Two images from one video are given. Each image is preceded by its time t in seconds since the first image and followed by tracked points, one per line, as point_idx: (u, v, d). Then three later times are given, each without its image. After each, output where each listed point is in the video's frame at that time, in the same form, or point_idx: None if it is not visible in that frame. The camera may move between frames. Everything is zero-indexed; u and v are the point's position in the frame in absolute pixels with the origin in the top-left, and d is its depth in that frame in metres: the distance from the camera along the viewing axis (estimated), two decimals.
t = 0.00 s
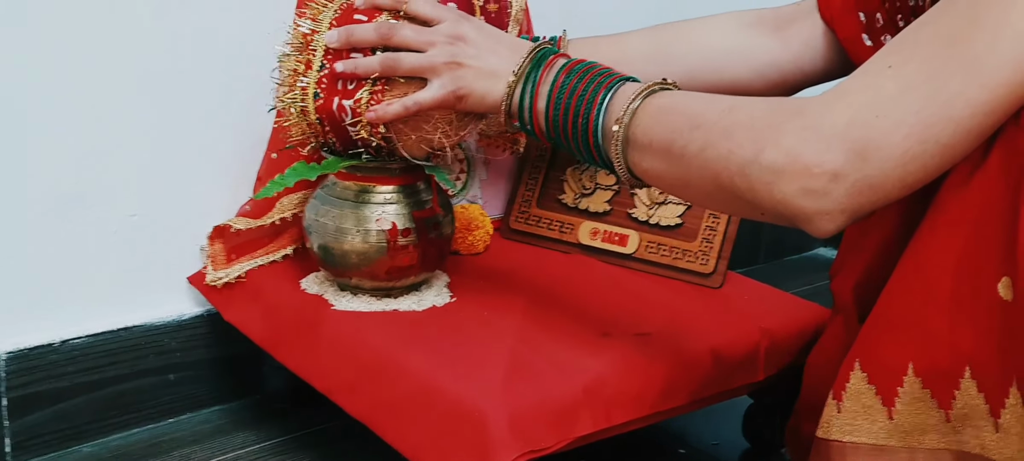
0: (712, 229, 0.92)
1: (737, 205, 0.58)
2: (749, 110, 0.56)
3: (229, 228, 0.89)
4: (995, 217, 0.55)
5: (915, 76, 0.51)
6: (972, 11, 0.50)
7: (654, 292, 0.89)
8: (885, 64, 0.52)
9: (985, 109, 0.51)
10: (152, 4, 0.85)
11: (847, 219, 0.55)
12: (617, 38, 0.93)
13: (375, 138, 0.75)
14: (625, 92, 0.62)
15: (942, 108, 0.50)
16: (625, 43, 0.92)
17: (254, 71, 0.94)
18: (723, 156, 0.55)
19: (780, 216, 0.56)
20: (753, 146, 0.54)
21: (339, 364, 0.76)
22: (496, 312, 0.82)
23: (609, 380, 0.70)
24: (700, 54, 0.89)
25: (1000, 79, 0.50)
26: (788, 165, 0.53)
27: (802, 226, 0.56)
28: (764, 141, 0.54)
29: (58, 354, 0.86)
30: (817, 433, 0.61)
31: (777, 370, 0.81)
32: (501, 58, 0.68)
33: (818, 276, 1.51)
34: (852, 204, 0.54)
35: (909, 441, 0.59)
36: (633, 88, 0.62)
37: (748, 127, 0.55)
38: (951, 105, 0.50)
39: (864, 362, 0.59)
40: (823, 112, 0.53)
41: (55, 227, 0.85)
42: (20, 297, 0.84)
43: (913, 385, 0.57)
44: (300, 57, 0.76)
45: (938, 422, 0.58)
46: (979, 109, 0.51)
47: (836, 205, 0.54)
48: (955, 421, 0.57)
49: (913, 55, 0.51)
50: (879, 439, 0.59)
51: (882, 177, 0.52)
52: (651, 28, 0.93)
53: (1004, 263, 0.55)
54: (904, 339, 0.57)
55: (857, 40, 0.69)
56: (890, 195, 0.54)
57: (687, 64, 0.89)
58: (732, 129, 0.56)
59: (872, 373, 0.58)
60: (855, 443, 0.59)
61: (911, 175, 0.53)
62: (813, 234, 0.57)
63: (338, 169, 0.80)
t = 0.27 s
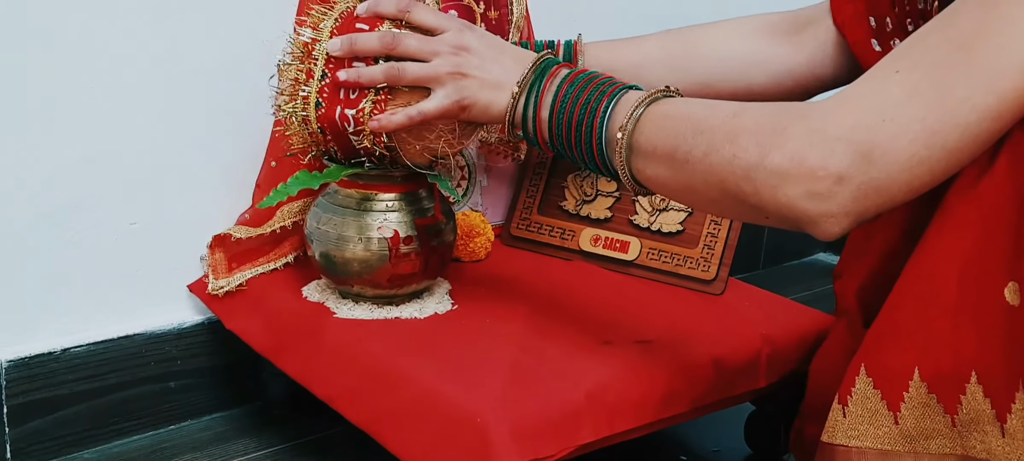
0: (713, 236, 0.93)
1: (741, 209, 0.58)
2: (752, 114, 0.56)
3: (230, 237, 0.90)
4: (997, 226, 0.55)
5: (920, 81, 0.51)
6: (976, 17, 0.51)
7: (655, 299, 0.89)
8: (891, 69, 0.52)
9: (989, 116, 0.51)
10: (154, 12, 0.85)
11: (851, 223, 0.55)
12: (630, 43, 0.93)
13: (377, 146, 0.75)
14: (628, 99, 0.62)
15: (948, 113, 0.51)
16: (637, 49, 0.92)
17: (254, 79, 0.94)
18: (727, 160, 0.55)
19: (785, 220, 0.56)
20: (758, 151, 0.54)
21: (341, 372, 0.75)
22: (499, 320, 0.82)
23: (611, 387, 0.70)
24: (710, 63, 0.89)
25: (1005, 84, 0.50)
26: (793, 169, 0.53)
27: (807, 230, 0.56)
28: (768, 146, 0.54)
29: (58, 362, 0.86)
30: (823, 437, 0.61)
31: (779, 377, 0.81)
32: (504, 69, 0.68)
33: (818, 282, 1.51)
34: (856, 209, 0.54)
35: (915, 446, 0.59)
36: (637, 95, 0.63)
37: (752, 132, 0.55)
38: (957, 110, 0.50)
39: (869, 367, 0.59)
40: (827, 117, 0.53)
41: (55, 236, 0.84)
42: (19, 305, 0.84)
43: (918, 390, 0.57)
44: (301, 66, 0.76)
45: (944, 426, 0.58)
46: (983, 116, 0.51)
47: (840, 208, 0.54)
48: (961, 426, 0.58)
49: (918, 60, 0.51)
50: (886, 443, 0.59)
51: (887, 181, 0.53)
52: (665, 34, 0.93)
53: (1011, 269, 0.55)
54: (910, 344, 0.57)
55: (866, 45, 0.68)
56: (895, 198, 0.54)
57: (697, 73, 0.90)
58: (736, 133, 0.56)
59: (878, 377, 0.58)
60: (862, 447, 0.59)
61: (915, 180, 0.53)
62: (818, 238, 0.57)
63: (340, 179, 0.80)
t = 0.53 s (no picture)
0: (711, 242, 0.92)
1: (741, 211, 0.58)
2: (753, 115, 0.56)
3: (221, 246, 0.89)
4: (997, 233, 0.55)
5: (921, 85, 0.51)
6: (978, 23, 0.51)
7: (653, 305, 0.89)
8: (892, 73, 0.52)
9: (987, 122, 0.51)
10: (151, 17, 0.85)
11: (851, 226, 0.55)
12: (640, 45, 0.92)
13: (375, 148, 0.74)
14: (629, 100, 0.62)
15: (949, 117, 0.50)
16: (648, 49, 0.91)
17: (252, 85, 0.94)
18: (727, 161, 0.55)
19: (784, 223, 0.56)
20: (758, 152, 0.54)
21: (338, 379, 0.75)
22: (497, 327, 0.81)
23: (610, 394, 0.70)
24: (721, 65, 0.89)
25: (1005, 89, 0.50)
26: (792, 170, 0.53)
27: (807, 232, 0.56)
28: (768, 146, 0.54)
29: (54, 369, 0.86)
30: (822, 441, 0.61)
31: (777, 383, 0.81)
32: (504, 71, 0.68)
33: (815, 287, 1.52)
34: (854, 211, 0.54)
35: (913, 452, 0.58)
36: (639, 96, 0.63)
37: (752, 133, 0.55)
38: (957, 114, 0.50)
39: (868, 371, 0.59)
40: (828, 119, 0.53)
41: (51, 242, 0.84)
42: (14, 312, 0.83)
43: (917, 395, 0.57)
44: (300, 69, 0.75)
45: (943, 432, 0.58)
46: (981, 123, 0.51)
47: (838, 210, 0.54)
48: (959, 431, 0.58)
49: (920, 64, 0.51)
50: (884, 449, 0.59)
51: (887, 184, 0.52)
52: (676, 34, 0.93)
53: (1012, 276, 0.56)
54: (910, 350, 0.57)
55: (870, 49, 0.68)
56: (896, 202, 0.54)
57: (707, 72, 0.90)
58: (736, 134, 0.56)
59: (877, 381, 0.58)
60: (860, 452, 0.59)
61: (915, 185, 0.53)
62: (818, 241, 0.57)
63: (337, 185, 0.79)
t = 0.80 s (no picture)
0: (705, 244, 0.92)
1: (748, 203, 0.53)
2: (772, 105, 0.50)
3: (211, 250, 0.89)
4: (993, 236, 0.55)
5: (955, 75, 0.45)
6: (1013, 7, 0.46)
7: (647, 308, 0.88)
8: (923, 71, 0.46)
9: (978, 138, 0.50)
10: (144, 19, 0.85)
11: (866, 227, 0.51)
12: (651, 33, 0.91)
13: (367, 151, 0.74)
14: (636, 68, 0.54)
15: (986, 107, 0.45)
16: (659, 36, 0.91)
17: (245, 87, 0.94)
18: (742, 151, 0.50)
19: (796, 219, 0.52)
20: (775, 144, 0.49)
21: (330, 383, 0.75)
22: (490, 330, 0.81)
23: (604, 398, 0.69)
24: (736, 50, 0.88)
25: None
26: (812, 167, 0.48)
27: (818, 231, 0.52)
28: (788, 140, 0.49)
29: (45, 372, 0.85)
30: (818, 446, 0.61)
31: (771, 386, 0.81)
32: None
33: (809, 290, 1.52)
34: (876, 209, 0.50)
35: (912, 458, 0.58)
36: (649, 65, 0.55)
37: (770, 122, 0.49)
38: (994, 107, 0.45)
39: (866, 375, 0.59)
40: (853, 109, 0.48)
41: (42, 245, 0.84)
42: (5, 316, 0.83)
43: (916, 400, 0.56)
44: (291, 72, 0.75)
45: (942, 438, 0.57)
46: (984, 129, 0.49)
47: (857, 213, 0.49)
48: (958, 437, 0.57)
49: (960, 59, 0.45)
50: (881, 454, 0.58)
51: (906, 190, 0.48)
52: (685, 26, 0.92)
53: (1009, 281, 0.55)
54: (907, 354, 0.57)
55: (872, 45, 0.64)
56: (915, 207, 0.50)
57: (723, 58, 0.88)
58: (753, 122, 0.50)
59: (875, 386, 0.58)
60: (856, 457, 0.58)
61: (944, 182, 0.48)
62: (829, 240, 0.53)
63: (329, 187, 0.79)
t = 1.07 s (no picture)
0: (699, 246, 0.92)
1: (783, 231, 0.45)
2: (813, 132, 0.41)
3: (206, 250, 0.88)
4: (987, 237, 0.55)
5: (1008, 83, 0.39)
6: None
7: (641, 309, 0.88)
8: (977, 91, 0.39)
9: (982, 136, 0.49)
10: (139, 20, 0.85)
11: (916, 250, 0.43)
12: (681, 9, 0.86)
13: (362, 153, 0.74)
14: (645, 67, 0.44)
15: None
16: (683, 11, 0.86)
17: (239, 89, 0.94)
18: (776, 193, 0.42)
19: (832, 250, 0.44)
20: (817, 183, 0.41)
21: (325, 385, 0.74)
22: (485, 331, 0.81)
23: (599, 399, 0.69)
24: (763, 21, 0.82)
25: None
26: (857, 204, 0.41)
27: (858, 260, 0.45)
28: (832, 176, 0.41)
29: (38, 373, 0.85)
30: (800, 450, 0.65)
31: (766, 387, 0.81)
32: None
33: (804, 291, 1.52)
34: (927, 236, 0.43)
35: None
36: (660, 59, 0.45)
37: (812, 155, 0.41)
38: None
39: (844, 383, 0.62)
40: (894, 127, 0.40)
41: (36, 246, 0.83)
42: None
43: (892, 408, 0.59)
44: (286, 73, 0.76)
45: (919, 444, 0.57)
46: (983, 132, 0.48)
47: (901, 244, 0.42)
48: (934, 444, 0.56)
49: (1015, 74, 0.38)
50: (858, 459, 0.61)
51: (958, 214, 0.41)
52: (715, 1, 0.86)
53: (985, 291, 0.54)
54: (883, 362, 0.59)
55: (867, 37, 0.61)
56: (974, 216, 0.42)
57: (746, 33, 0.82)
58: (792, 155, 0.41)
59: (853, 394, 0.61)
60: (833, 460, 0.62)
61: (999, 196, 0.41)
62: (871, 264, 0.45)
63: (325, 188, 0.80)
